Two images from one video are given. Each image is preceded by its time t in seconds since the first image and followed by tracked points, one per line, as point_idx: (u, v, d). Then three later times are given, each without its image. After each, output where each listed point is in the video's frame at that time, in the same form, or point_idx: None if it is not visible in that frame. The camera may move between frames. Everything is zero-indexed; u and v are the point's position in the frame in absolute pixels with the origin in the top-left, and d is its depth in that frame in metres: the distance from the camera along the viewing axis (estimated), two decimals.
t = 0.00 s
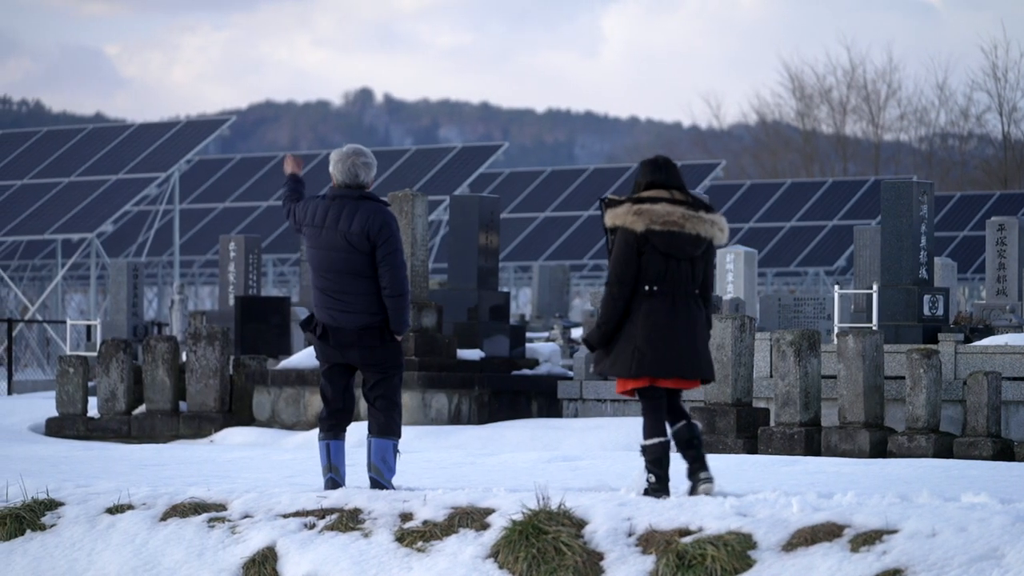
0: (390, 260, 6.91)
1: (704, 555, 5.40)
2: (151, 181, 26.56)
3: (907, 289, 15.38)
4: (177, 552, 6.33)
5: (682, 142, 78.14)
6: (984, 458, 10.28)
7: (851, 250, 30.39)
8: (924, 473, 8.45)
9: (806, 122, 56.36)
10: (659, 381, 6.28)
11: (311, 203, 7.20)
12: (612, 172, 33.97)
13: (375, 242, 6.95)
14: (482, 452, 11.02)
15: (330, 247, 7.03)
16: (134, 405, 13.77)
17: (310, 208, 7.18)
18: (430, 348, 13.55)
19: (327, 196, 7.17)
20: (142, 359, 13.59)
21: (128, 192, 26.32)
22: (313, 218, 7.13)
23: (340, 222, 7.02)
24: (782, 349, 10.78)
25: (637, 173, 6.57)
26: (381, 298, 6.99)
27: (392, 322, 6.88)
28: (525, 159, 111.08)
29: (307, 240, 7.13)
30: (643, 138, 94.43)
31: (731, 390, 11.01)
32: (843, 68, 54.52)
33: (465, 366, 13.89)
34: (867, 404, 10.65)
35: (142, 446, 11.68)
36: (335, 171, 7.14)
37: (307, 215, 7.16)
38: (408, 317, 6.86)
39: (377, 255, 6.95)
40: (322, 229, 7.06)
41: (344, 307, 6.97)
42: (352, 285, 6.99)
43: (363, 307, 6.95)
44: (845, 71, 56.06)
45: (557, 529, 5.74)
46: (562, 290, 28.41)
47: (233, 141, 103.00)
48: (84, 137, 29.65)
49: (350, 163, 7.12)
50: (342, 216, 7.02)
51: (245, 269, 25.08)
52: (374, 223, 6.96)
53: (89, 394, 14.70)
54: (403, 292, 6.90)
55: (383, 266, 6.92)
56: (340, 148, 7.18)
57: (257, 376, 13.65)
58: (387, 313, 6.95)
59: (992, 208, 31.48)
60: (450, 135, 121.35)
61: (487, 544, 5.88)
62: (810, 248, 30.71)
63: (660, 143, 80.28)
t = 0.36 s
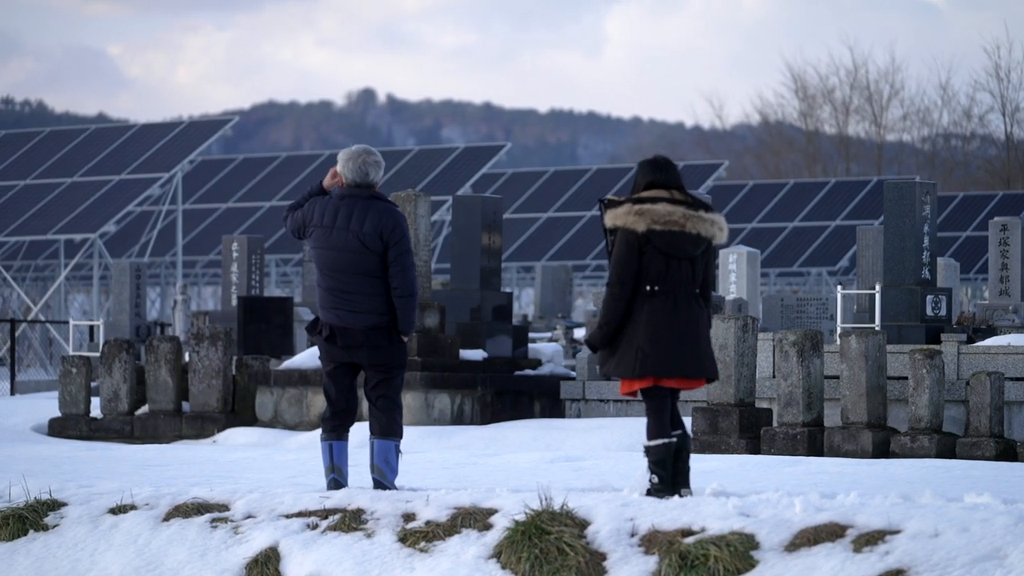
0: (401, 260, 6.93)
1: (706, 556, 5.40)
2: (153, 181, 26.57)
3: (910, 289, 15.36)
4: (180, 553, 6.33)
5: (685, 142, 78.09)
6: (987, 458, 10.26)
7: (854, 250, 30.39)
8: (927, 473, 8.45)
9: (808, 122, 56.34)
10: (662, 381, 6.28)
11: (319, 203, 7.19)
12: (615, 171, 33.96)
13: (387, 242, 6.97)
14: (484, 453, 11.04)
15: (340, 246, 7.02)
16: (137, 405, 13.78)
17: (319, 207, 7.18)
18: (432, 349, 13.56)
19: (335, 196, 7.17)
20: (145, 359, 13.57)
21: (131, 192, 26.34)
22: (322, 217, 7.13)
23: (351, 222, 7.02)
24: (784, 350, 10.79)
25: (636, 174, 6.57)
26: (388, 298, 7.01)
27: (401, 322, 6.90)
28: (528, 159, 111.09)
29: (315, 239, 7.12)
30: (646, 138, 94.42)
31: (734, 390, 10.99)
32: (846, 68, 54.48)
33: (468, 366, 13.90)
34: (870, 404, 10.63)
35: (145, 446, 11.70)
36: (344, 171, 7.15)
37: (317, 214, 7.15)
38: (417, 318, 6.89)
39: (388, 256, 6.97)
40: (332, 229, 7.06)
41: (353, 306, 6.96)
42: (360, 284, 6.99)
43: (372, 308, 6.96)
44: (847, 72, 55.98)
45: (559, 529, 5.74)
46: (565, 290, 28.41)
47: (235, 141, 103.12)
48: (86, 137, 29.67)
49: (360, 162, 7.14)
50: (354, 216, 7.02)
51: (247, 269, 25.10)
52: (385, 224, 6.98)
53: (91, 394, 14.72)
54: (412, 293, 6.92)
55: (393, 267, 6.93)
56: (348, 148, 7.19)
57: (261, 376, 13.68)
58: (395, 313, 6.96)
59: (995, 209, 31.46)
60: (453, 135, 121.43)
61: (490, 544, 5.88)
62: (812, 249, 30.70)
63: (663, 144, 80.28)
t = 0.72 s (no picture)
0: (407, 261, 6.92)
1: (708, 556, 5.40)
2: (156, 181, 26.59)
3: (911, 290, 15.34)
4: (182, 553, 6.34)
5: (687, 143, 78.10)
6: (988, 458, 10.24)
7: (856, 251, 30.41)
8: (928, 473, 8.46)
9: (809, 123, 56.35)
10: (666, 381, 6.28)
11: (325, 203, 7.19)
12: (616, 171, 33.97)
13: (391, 243, 6.96)
14: (485, 453, 11.06)
15: (346, 248, 7.02)
16: (138, 405, 13.78)
17: (324, 207, 7.18)
18: (433, 350, 13.58)
19: (341, 196, 7.17)
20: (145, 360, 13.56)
21: (133, 192, 26.35)
22: (327, 218, 7.12)
23: (357, 223, 7.02)
24: (785, 350, 10.80)
25: (641, 174, 6.56)
26: (393, 299, 7.01)
27: (406, 323, 6.90)
28: (529, 159, 111.12)
29: (321, 239, 7.11)
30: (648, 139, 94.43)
31: (735, 390, 10.99)
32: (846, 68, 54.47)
33: (469, 367, 13.90)
34: (871, 405, 10.63)
35: (147, 447, 11.70)
36: (350, 170, 7.15)
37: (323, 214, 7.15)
38: (422, 319, 6.88)
39: (393, 257, 6.96)
40: (337, 230, 7.05)
41: (358, 307, 6.98)
42: (365, 285, 6.99)
43: (377, 308, 6.96)
44: (849, 72, 55.98)
45: (560, 529, 5.74)
46: (566, 289, 28.41)
47: (237, 142, 103.23)
48: (87, 138, 29.68)
49: (365, 161, 7.14)
50: (359, 217, 7.01)
51: (248, 269, 25.10)
52: (389, 225, 6.97)
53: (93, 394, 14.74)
54: (418, 295, 6.92)
55: (398, 268, 6.93)
56: (354, 147, 7.19)
57: (261, 375, 13.66)
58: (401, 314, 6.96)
59: (996, 210, 31.46)
60: (455, 136, 121.51)
61: (491, 544, 5.88)
62: (813, 249, 30.70)
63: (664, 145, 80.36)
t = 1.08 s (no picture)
0: (407, 263, 6.92)
1: (708, 556, 5.40)
2: (156, 181, 26.58)
3: (912, 290, 15.32)
4: (182, 552, 6.34)
5: (687, 142, 78.12)
6: (988, 458, 10.23)
7: (856, 250, 30.41)
8: (929, 473, 8.45)
9: (810, 122, 56.36)
10: (664, 381, 6.27)
11: (328, 201, 7.19)
12: (617, 171, 33.95)
13: (391, 244, 6.96)
14: (485, 453, 11.06)
15: (349, 247, 7.02)
16: (138, 405, 13.78)
17: (327, 206, 7.18)
18: (434, 350, 13.57)
19: (344, 195, 7.17)
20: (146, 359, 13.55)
21: (133, 191, 26.35)
22: (330, 216, 7.12)
23: (358, 223, 7.01)
24: (786, 350, 10.79)
25: (645, 174, 6.55)
26: (394, 299, 7.01)
27: (407, 324, 6.91)
28: (529, 158, 111.15)
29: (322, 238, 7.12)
30: (648, 139, 94.49)
31: (736, 390, 10.99)
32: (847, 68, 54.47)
33: (470, 366, 13.89)
34: (871, 404, 10.63)
35: (147, 446, 11.71)
36: (353, 168, 7.14)
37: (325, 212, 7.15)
38: (422, 320, 6.89)
39: (394, 258, 6.96)
40: (340, 229, 7.05)
41: (358, 307, 6.98)
42: (366, 284, 6.99)
43: (377, 309, 6.96)
44: (849, 71, 55.94)
45: (560, 530, 5.74)
46: (566, 289, 28.39)
47: (237, 142, 103.27)
48: (88, 138, 29.67)
49: (368, 160, 7.13)
50: (361, 217, 7.01)
51: (249, 269, 25.09)
52: (390, 225, 6.96)
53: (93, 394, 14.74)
54: (418, 296, 6.91)
55: (399, 268, 6.93)
56: (357, 146, 7.19)
57: (261, 376, 13.65)
58: (401, 315, 6.97)
59: (997, 209, 31.47)
60: (455, 135, 121.55)
61: (491, 544, 5.88)
62: (814, 249, 30.68)
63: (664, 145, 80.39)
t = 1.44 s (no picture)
0: (408, 263, 6.92)
1: (709, 556, 5.40)
2: (156, 181, 26.58)
3: (913, 289, 15.30)
4: (183, 553, 6.34)
5: (688, 142, 78.19)
6: (989, 458, 10.23)
7: (857, 250, 30.40)
8: (931, 473, 8.45)
9: (810, 122, 56.38)
10: (663, 381, 6.27)
11: (329, 200, 7.18)
12: (618, 170, 33.95)
13: (392, 245, 6.96)
14: (486, 453, 11.06)
15: (350, 246, 7.02)
16: (139, 405, 13.77)
17: (328, 204, 7.17)
18: (435, 350, 13.56)
19: (345, 194, 7.17)
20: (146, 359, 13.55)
21: (134, 191, 26.35)
22: (332, 215, 7.12)
23: (359, 223, 7.01)
24: (787, 350, 10.78)
25: (648, 173, 6.55)
26: (394, 299, 7.01)
27: (407, 324, 6.91)
28: (530, 158, 111.22)
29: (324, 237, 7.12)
30: (649, 139, 94.58)
31: (737, 390, 10.99)
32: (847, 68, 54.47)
33: (471, 367, 13.89)
34: (872, 404, 10.63)
35: (148, 447, 11.71)
36: (354, 168, 7.14)
37: (328, 211, 7.15)
38: (422, 320, 6.89)
39: (395, 258, 6.96)
40: (343, 227, 7.05)
41: (358, 307, 6.98)
42: (367, 283, 7.00)
43: (377, 308, 6.97)
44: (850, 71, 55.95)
45: (561, 530, 5.74)
46: (566, 289, 28.40)
47: (238, 142, 103.34)
48: (89, 137, 29.67)
49: (370, 159, 7.14)
50: (363, 216, 7.01)
51: (249, 269, 25.09)
52: (391, 225, 6.96)
53: (93, 394, 14.74)
54: (418, 297, 6.92)
55: (400, 268, 6.93)
56: (358, 145, 7.19)
57: (262, 376, 13.65)
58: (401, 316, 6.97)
59: (998, 209, 31.46)
60: (456, 135, 121.62)
61: (492, 544, 5.88)
62: (815, 249, 30.68)
63: (665, 145, 80.47)
